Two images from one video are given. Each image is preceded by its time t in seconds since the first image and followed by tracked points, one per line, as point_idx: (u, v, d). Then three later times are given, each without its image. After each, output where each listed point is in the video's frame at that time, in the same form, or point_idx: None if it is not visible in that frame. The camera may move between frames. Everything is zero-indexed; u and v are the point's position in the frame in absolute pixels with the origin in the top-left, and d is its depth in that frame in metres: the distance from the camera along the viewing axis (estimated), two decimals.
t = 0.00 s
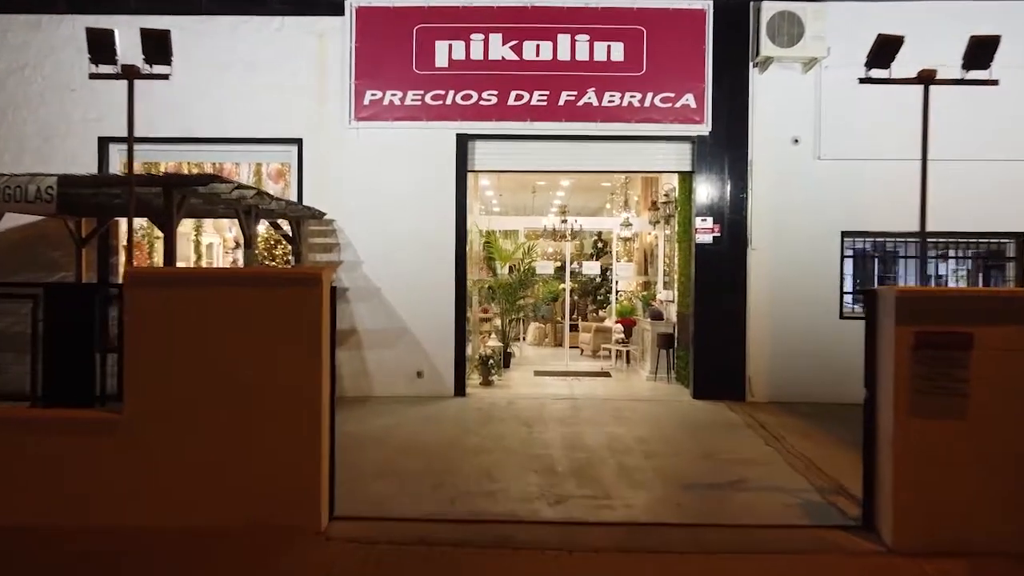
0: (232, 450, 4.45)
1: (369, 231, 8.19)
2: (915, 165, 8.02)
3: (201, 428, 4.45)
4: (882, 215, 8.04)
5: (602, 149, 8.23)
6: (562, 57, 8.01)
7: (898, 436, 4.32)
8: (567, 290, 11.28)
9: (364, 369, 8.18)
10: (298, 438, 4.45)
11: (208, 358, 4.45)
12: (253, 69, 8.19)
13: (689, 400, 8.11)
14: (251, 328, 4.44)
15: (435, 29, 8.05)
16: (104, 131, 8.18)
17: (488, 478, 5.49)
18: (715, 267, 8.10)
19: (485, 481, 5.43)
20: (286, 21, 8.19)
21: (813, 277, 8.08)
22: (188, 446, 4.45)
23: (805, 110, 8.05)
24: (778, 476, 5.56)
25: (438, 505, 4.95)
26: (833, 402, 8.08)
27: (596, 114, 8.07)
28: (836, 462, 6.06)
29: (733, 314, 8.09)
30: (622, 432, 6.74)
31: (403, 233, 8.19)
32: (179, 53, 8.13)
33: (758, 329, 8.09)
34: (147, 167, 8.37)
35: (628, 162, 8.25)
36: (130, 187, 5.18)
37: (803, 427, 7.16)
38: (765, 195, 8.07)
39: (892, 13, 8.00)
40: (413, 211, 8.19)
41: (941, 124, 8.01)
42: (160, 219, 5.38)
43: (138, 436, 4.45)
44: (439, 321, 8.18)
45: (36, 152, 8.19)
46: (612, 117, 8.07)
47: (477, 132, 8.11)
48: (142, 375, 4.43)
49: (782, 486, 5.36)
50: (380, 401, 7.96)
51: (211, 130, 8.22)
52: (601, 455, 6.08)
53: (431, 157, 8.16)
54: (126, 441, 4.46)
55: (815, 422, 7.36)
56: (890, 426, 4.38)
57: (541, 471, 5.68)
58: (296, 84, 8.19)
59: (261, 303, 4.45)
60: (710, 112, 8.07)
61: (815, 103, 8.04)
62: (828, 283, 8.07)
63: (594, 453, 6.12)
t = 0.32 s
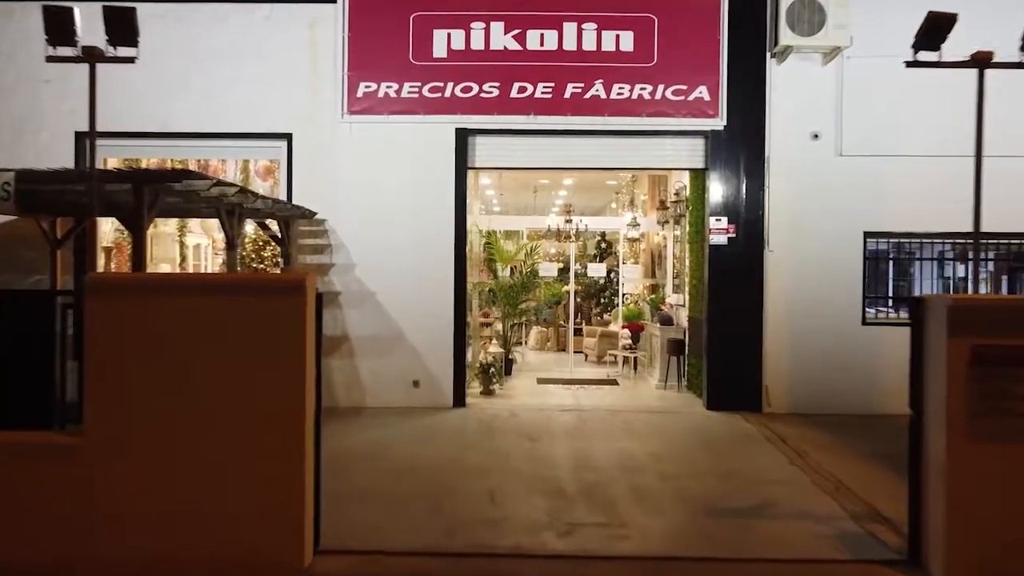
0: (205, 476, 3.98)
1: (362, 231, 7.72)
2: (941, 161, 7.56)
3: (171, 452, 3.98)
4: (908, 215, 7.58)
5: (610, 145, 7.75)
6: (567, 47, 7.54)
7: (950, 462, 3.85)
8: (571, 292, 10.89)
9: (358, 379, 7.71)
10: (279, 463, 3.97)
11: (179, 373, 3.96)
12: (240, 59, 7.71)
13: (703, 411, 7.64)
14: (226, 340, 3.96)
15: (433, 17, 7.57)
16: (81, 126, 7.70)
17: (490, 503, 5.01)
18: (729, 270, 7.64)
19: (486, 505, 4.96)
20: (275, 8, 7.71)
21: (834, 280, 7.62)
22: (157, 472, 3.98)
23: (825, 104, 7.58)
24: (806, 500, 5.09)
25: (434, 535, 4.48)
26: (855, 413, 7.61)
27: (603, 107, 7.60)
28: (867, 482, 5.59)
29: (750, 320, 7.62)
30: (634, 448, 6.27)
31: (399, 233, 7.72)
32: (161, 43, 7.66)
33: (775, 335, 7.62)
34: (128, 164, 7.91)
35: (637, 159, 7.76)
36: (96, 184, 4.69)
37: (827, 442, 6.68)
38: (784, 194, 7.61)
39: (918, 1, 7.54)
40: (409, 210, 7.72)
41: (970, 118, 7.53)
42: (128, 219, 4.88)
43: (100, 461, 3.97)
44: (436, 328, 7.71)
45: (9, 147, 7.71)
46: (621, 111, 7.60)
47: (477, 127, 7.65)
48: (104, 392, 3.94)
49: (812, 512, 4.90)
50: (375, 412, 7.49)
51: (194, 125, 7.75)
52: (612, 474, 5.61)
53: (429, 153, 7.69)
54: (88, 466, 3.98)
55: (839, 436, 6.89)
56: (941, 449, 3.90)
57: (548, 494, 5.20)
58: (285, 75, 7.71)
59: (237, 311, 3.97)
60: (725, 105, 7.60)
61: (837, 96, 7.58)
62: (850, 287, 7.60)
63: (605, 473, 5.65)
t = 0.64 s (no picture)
0: (153, 532, 3.16)
1: (347, 231, 7.19)
2: (964, 155, 7.09)
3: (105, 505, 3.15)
4: (929, 214, 7.11)
5: (612, 140, 7.28)
6: (566, 34, 7.07)
7: (1012, 494, 3.36)
8: (568, 294, 10.32)
9: (343, 389, 7.20)
10: (248, 518, 3.17)
11: (124, 401, 3.13)
12: (216, 45, 7.19)
13: (711, 423, 7.17)
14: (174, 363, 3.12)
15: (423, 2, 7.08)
16: (44, 118, 7.22)
17: (486, 532, 4.51)
18: (739, 272, 7.16)
19: (481, 535, 4.46)
20: None
21: (851, 282, 7.14)
22: (91, 528, 3.15)
23: (841, 96, 7.13)
24: (834, 528, 4.62)
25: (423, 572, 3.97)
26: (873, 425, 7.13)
27: (605, 98, 7.12)
28: (895, 505, 5.11)
29: (761, 326, 7.15)
30: (641, 467, 5.79)
31: (388, 233, 7.20)
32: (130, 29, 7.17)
33: (788, 342, 7.14)
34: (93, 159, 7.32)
35: (640, 154, 7.28)
36: (42, 176, 4.20)
37: (849, 458, 6.21)
38: (796, 192, 7.14)
39: None
40: (396, 207, 7.20)
41: (993, 110, 7.09)
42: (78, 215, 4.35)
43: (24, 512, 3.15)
44: (426, 334, 7.20)
45: None
46: (624, 102, 7.12)
47: (470, 119, 7.15)
48: (31, 425, 3.11)
49: (842, 542, 4.41)
50: (361, 426, 6.98)
51: (166, 117, 7.21)
52: (618, 498, 5.12)
53: (420, 148, 7.18)
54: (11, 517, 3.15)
55: (859, 451, 6.41)
56: (1000, 477, 3.42)
57: (549, 521, 4.70)
58: (265, 63, 7.19)
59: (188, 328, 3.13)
60: (734, 97, 7.14)
61: (853, 87, 7.12)
62: (867, 289, 7.14)
63: (611, 495, 5.17)
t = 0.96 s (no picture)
0: None
1: (329, 227, 6.74)
2: (983, 149, 6.71)
3: (22, 562, 2.46)
4: (947, 210, 6.70)
5: (612, 131, 6.86)
6: (563, 19, 6.64)
7: None
8: (563, 295, 9.91)
9: (325, 397, 6.76)
10: None
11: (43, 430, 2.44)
12: (189, 29, 6.73)
13: (716, 432, 6.76)
14: (112, 386, 2.44)
15: None
16: (4, 106, 6.75)
17: (478, 560, 4.09)
18: (746, 271, 6.75)
19: (473, 563, 4.04)
20: None
21: (866, 282, 6.73)
22: None
23: (853, 86, 6.73)
24: (860, 554, 4.21)
25: None
26: (889, 435, 6.72)
27: (604, 87, 6.70)
28: (922, 525, 4.71)
29: (770, 329, 6.75)
30: (646, 482, 5.37)
31: (373, 229, 6.75)
32: (96, 12, 6.71)
33: (797, 346, 6.74)
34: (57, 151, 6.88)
35: (642, 147, 6.87)
36: None
37: (866, 470, 5.82)
38: (806, 186, 6.73)
39: None
40: (382, 202, 6.75)
41: (1015, 101, 6.71)
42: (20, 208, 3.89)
43: None
44: (414, 338, 6.76)
45: None
46: (624, 91, 6.70)
47: (461, 109, 6.72)
48: None
49: (871, 570, 4.01)
50: (345, 436, 6.54)
51: (136, 106, 6.75)
52: (623, 518, 4.70)
53: (408, 139, 6.73)
54: None
55: (877, 464, 6.00)
56: None
57: (548, 546, 4.27)
58: (242, 49, 6.74)
59: (127, 341, 2.43)
60: (741, 86, 6.73)
61: (866, 76, 6.73)
62: (884, 290, 6.72)
63: (614, 515, 4.75)
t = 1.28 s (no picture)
0: None
1: (307, 224, 6.27)
2: (1005, 141, 6.30)
3: None
4: (968, 206, 6.29)
5: (611, 122, 6.43)
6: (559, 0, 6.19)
7: None
8: (557, 296, 9.43)
9: (302, 407, 6.28)
10: None
11: None
12: (157, 10, 6.24)
13: (721, 443, 6.33)
14: (35, 403, 2.10)
15: None
16: None
17: None
18: (754, 271, 6.32)
19: None
20: None
21: (880, 283, 6.32)
22: None
23: (868, 74, 6.32)
24: None
25: None
26: (904, 445, 6.32)
27: (602, 74, 6.26)
28: (955, 547, 4.29)
29: (779, 333, 6.32)
30: (650, 500, 4.93)
31: (355, 226, 6.28)
32: None
33: (808, 352, 6.32)
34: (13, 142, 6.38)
35: (643, 138, 6.44)
36: None
37: (885, 484, 5.41)
38: (817, 181, 6.31)
39: None
40: (365, 197, 6.28)
41: None
42: None
43: None
44: (399, 343, 6.29)
45: None
46: (624, 78, 6.26)
47: (449, 97, 6.27)
48: None
49: None
50: (324, 449, 6.08)
51: (98, 94, 6.26)
52: (627, 541, 4.27)
53: (393, 130, 6.28)
54: None
55: (896, 478, 5.59)
56: None
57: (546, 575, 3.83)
58: (214, 32, 6.26)
59: (49, 353, 2.10)
60: (749, 73, 6.30)
61: (881, 63, 6.32)
62: (900, 291, 6.31)
63: (617, 538, 4.31)
